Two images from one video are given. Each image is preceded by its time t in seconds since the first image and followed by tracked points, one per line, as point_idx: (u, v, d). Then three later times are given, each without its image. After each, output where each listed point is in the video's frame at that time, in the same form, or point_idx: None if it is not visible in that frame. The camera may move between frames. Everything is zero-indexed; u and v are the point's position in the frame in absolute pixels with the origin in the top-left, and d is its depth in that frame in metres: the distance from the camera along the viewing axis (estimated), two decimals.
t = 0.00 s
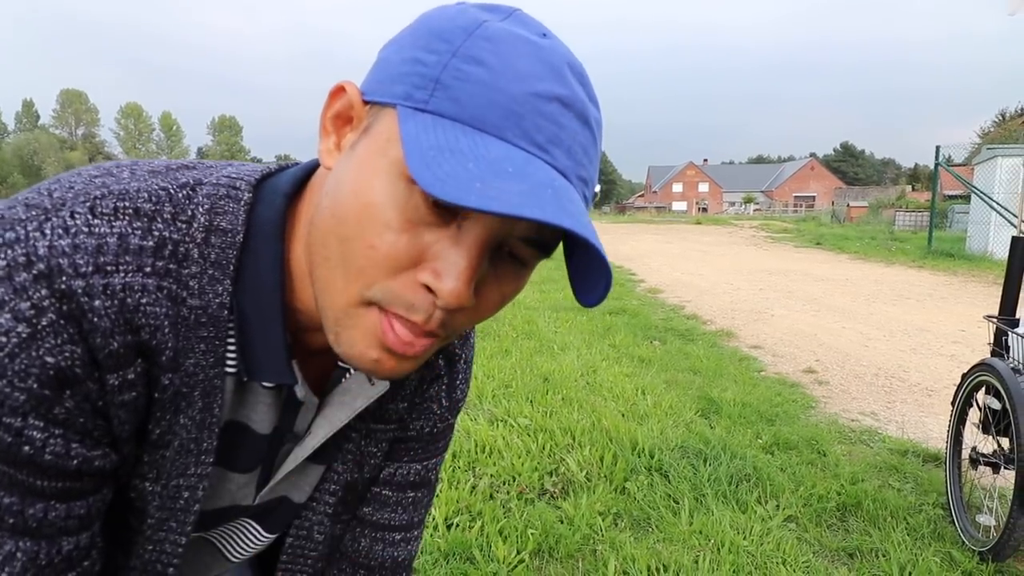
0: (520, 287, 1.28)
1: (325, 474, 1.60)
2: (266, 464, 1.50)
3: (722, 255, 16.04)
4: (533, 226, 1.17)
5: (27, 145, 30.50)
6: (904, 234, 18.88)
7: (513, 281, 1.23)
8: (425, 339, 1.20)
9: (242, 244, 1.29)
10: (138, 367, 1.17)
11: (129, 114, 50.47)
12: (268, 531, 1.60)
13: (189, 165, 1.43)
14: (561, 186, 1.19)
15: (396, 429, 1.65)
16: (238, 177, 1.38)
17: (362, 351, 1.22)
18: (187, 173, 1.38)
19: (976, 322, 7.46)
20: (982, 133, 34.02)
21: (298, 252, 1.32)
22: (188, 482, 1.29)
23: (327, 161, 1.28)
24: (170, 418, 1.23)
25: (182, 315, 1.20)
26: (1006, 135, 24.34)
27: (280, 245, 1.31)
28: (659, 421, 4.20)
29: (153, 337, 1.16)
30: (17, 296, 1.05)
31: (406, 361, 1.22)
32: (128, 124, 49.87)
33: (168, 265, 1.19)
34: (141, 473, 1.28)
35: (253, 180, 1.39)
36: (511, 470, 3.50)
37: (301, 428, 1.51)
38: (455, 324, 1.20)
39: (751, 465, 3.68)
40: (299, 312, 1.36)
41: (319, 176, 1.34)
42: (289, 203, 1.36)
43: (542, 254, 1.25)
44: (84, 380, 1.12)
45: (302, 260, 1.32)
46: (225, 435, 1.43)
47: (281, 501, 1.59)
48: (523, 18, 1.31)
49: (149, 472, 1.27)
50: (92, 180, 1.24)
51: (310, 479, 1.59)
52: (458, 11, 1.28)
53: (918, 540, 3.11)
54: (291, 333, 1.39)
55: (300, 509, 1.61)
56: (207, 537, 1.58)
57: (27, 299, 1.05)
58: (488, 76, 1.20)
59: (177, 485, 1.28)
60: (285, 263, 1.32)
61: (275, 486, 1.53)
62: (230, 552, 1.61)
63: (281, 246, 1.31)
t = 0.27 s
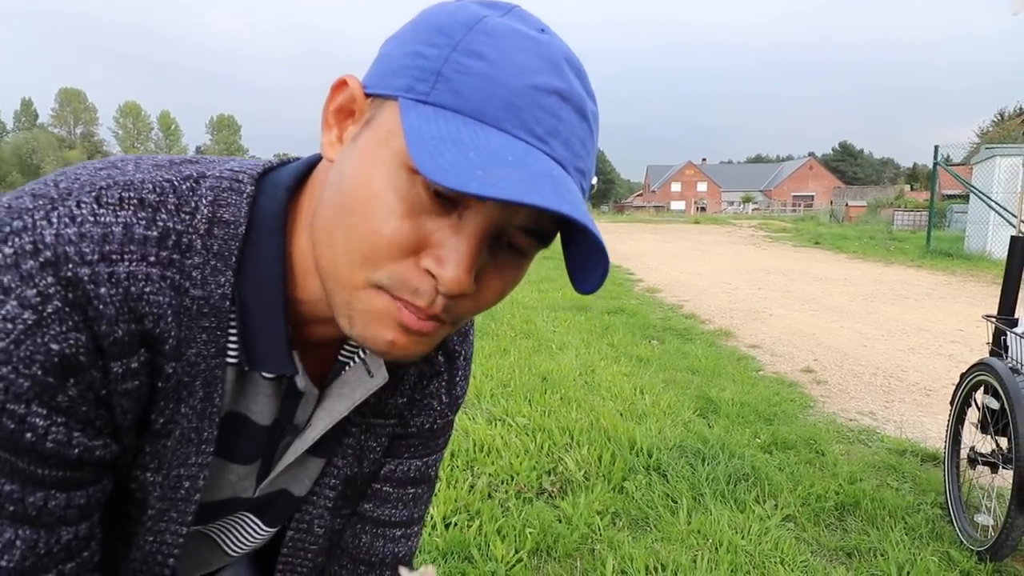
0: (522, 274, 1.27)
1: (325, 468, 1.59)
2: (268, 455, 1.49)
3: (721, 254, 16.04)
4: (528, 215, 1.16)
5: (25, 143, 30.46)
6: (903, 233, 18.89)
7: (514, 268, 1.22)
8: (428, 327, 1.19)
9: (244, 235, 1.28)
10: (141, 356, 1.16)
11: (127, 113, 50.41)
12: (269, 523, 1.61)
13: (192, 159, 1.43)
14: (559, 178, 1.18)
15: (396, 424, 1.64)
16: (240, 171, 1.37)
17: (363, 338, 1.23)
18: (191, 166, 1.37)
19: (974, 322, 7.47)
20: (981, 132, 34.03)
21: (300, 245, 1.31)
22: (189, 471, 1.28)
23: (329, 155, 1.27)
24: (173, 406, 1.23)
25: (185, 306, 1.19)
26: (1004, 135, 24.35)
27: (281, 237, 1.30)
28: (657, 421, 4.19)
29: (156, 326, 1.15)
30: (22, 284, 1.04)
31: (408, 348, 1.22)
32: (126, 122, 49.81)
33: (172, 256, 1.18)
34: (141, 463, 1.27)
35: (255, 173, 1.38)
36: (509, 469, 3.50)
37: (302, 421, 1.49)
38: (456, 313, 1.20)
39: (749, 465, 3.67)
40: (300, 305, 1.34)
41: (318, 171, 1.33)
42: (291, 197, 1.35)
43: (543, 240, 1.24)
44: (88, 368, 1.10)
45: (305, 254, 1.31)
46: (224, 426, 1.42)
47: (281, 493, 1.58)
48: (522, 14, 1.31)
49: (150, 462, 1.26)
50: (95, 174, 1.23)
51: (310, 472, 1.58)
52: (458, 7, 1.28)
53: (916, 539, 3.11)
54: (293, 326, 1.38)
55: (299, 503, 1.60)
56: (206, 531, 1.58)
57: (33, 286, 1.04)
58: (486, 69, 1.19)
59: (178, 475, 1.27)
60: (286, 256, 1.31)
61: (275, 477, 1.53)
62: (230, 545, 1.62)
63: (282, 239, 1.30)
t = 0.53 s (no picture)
0: (493, 155, 1.17)
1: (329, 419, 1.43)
2: (265, 397, 1.30)
3: (720, 255, 16.05)
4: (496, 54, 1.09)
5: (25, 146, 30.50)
6: (902, 234, 18.92)
7: (485, 132, 1.13)
8: (394, 174, 1.06)
9: (235, 163, 1.19)
10: (124, 269, 1.06)
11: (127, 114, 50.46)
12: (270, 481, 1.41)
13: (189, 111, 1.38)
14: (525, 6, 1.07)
15: (396, 379, 1.51)
16: (229, 108, 1.30)
17: (321, 201, 1.08)
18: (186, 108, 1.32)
19: (974, 322, 7.46)
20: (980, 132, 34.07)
21: (287, 163, 1.20)
22: (176, 398, 1.15)
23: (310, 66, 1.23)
24: (158, 328, 1.11)
25: (172, 224, 1.09)
26: (1003, 136, 24.38)
27: (271, 156, 1.20)
28: (657, 422, 4.18)
29: (140, 238, 1.06)
30: (10, 184, 0.99)
31: (372, 210, 1.06)
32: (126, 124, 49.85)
33: (163, 172, 1.10)
34: (121, 388, 1.15)
35: (246, 108, 1.30)
36: (509, 470, 3.49)
37: (297, 359, 1.31)
38: (423, 164, 1.07)
39: (749, 466, 3.66)
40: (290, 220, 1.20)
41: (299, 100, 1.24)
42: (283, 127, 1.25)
43: (516, 110, 1.16)
44: (64, 276, 1.01)
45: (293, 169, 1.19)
46: (209, 365, 1.23)
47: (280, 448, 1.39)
48: None
49: (130, 387, 1.14)
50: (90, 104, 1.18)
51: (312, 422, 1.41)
52: None
53: (916, 541, 3.10)
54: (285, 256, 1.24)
55: (309, 456, 1.45)
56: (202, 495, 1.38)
57: (18, 187, 0.99)
58: None
59: (164, 402, 1.15)
60: (277, 178, 1.19)
61: (275, 424, 1.34)
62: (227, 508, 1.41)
63: (271, 158, 1.20)
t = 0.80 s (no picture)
0: (467, 91, 1.14)
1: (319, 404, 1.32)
2: (255, 364, 1.19)
3: (720, 257, 16.04)
4: None
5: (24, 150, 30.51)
6: (902, 236, 18.91)
7: (456, 62, 1.11)
8: (367, 81, 1.03)
9: (230, 129, 1.16)
10: (114, 212, 1.03)
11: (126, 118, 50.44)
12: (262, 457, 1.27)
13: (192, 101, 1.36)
14: None
15: (389, 362, 1.40)
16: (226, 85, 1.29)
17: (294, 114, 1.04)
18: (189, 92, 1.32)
19: (975, 325, 7.44)
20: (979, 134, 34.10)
21: (279, 126, 1.18)
22: (166, 349, 1.06)
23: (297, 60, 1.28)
24: (147, 276, 1.06)
25: (164, 175, 1.07)
26: (1003, 137, 24.39)
27: (265, 123, 1.18)
28: (657, 425, 4.16)
29: (131, 183, 1.04)
30: (12, 119, 0.98)
31: (347, 113, 1.01)
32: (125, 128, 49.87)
33: (159, 127, 1.10)
34: (109, 335, 1.06)
35: (245, 87, 1.29)
36: (508, 475, 3.47)
37: (286, 327, 1.21)
38: (397, 75, 1.05)
39: (750, 470, 3.64)
40: (279, 184, 1.16)
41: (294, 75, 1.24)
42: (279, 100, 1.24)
43: (488, 49, 1.16)
44: (53, 210, 0.97)
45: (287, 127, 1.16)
46: (197, 323, 1.13)
47: (268, 421, 1.25)
48: None
49: (118, 337, 1.06)
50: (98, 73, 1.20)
51: (304, 397, 1.28)
52: None
53: (919, 547, 3.08)
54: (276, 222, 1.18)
55: (302, 441, 1.33)
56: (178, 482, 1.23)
57: (19, 123, 0.98)
58: None
59: (154, 352, 1.05)
60: (270, 143, 1.17)
61: (266, 394, 1.21)
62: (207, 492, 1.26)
63: (265, 125, 1.18)
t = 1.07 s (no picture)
0: (458, 141, 1.20)
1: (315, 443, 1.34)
2: (250, 406, 1.20)
3: (721, 269, 15.96)
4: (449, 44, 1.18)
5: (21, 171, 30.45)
6: (903, 245, 18.83)
7: (446, 115, 1.18)
8: (358, 142, 1.10)
9: (230, 174, 1.18)
10: (118, 261, 1.05)
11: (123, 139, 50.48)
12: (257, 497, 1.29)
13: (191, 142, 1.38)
14: None
15: (382, 399, 1.41)
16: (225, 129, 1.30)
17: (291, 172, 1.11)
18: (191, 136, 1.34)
19: (981, 335, 7.37)
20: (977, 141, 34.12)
21: (277, 171, 1.20)
22: (166, 393, 1.09)
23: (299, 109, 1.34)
24: (149, 322, 1.08)
25: (167, 224, 1.09)
26: (1001, 144, 24.39)
27: (265, 168, 1.20)
28: (662, 443, 4.09)
29: (135, 232, 1.07)
30: (22, 174, 1.01)
31: (340, 173, 1.09)
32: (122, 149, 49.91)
33: (162, 175, 1.12)
34: (113, 381, 1.09)
35: (245, 131, 1.31)
36: (511, 496, 3.40)
37: (281, 367, 1.23)
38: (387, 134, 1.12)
39: (759, 489, 3.57)
40: (279, 228, 1.19)
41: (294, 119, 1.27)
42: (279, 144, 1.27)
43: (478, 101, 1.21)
44: (60, 261, 0.99)
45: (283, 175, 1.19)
46: (195, 366, 1.14)
47: (263, 462, 1.26)
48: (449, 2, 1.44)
49: (121, 382, 1.09)
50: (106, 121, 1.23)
51: (299, 437, 1.30)
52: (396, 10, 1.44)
53: (935, 567, 3.00)
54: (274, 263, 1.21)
55: (296, 479, 1.34)
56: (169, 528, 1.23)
57: (29, 176, 1.01)
58: None
59: (154, 397, 1.08)
60: (269, 186, 1.19)
61: (261, 435, 1.23)
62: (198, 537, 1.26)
63: (265, 169, 1.20)
